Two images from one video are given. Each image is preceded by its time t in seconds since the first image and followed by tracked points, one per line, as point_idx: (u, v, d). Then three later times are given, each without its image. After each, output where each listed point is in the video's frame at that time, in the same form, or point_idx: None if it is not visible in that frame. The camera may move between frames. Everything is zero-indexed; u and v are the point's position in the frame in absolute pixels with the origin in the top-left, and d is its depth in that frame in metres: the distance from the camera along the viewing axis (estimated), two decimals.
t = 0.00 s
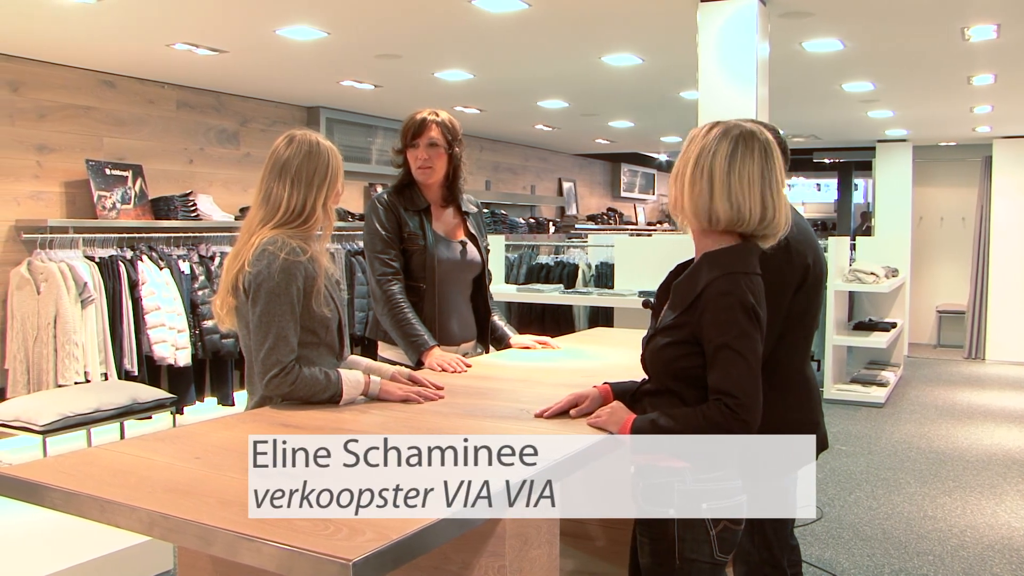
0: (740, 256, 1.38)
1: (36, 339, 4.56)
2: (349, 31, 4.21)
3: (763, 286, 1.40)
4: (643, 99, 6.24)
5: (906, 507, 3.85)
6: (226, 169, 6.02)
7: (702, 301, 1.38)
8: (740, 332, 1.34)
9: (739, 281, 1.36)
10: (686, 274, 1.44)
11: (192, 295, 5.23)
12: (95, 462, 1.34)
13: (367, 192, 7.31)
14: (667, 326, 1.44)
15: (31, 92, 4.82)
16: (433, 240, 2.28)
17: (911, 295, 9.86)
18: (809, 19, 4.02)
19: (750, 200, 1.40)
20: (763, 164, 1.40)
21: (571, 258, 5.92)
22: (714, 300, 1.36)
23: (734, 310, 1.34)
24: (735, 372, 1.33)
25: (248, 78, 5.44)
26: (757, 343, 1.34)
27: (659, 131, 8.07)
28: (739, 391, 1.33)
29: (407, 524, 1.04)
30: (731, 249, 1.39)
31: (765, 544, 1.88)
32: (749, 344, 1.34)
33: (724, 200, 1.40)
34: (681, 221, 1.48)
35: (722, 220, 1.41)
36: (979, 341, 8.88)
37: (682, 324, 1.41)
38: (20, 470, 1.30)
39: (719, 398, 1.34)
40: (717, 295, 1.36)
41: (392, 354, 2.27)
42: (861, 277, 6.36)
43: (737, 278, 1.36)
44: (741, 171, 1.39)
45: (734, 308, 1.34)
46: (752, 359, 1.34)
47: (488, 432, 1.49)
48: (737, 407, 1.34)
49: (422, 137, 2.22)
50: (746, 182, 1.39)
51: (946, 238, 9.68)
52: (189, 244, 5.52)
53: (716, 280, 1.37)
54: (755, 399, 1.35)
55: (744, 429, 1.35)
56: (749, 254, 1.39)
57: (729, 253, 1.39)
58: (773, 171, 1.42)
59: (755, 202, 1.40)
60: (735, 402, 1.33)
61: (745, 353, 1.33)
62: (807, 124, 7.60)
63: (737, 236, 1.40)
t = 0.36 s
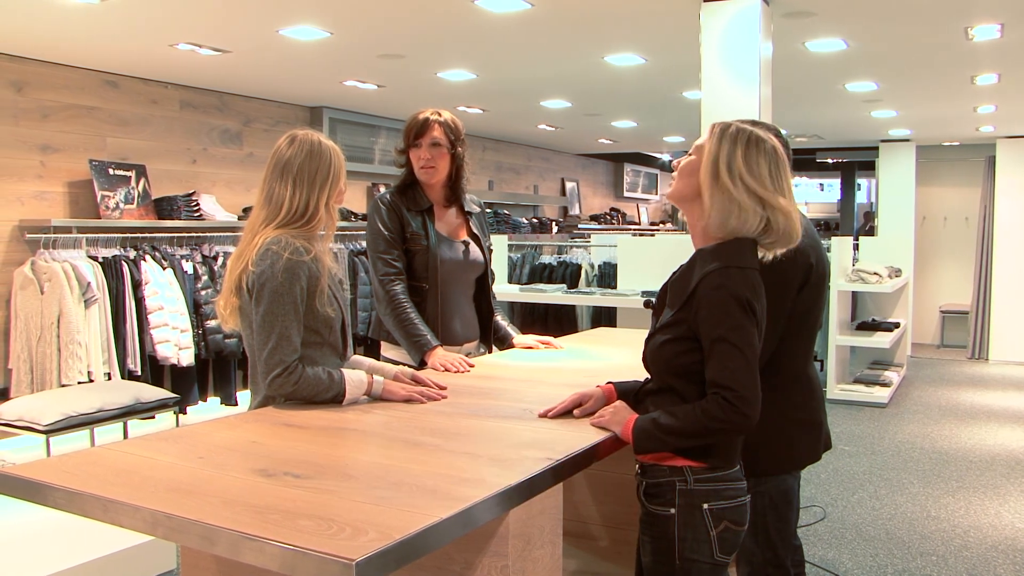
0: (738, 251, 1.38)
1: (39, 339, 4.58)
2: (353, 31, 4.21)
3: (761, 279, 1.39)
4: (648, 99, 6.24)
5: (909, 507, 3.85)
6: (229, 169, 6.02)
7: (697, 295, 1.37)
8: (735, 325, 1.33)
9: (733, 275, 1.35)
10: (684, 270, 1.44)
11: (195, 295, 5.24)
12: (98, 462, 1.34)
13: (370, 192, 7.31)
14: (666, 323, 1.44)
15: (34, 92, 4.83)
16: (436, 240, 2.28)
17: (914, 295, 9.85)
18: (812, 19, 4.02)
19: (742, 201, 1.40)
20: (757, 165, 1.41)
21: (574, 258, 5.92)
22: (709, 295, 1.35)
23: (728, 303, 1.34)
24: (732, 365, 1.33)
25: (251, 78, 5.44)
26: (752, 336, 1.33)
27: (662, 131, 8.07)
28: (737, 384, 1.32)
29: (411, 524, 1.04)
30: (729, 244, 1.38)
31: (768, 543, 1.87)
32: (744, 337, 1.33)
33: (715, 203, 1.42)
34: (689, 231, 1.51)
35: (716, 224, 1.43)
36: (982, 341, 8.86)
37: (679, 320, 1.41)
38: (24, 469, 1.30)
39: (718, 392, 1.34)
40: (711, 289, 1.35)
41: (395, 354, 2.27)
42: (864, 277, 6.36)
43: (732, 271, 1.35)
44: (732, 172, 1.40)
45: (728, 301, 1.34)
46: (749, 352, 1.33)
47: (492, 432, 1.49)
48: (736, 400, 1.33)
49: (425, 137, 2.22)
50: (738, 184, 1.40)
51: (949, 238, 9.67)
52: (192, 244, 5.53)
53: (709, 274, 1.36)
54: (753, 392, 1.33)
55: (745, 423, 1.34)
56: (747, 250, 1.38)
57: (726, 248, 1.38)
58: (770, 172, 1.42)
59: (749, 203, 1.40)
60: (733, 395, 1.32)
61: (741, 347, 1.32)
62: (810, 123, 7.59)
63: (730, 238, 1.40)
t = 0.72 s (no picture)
0: (737, 248, 1.38)
1: (42, 338, 4.59)
2: (355, 31, 4.21)
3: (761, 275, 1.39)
4: (650, 99, 6.24)
5: (912, 507, 3.84)
6: (232, 169, 6.03)
7: (697, 294, 1.37)
8: (735, 321, 1.33)
9: (732, 271, 1.35)
10: (681, 269, 1.44)
11: (198, 295, 5.24)
12: (101, 462, 1.34)
13: (373, 192, 7.31)
14: (665, 323, 1.44)
15: (37, 92, 4.83)
16: (438, 240, 2.28)
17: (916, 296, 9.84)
18: (814, 19, 4.02)
19: (723, 197, 1.40)
20: (736, 159, 1.40)
21: (577, 258, 5.91)
22: (708, 292, 1.35)
23: (727, 301, 1.34)
24: (734, 362, 1.33)
25: (254, 79, 5.44)
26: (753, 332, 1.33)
27: (664, 131, 8.07)
28: (741, 380, 1.33)
29: (413, 524, 1.04)
30: (725, 241, 1.38)
31: (771, 544, 1.85)
32: (747, 334, 1.33)
33: (696, 202, 1.43)
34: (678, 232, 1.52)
35: (700, 221, 1.43)
36: (985, 341, 8.84)
37: (678, 319, 1.41)
38: (26, 468, 1.30)
39: (721, 389, 1.34)
40: (709, 287, 1.35)
41: (397, 354, 2.27)
42: (867, 277, 6.35)
43: (729, 269, 1.35)
44: (711, 168, 1.40)
45: (729, 299, 1.34)
46: (750, 348, 1.33)
47: (494, 432, 1.49)
48: (740, 396, 1.33)
49: (428, 137, 2.22)
50: (717, 180, 1.40)
51: (952, 238, 9.65)
52: (194, 244, 5.53)
53: (709, 272, 1.36)
54: (756, 388, 1.34)
55: (749, 419, 1.34)
56: (745, 247, 1.38)
57: (723, 245, 1.38)
58: (750, 164, 1.41)
59: (729, 198, 1.40)
60: (736, 391, 1.33)
61: (743, 342, 1.33)
62: (813, 123, 7.59)
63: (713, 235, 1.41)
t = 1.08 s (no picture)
0: (735, 247, 1.37)
1: (45, 338, 4.59)
2: (358, 31, 4.21)
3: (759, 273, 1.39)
4: (653, 99, 6.23)
5: (915, 508, 3.84)
6: (234, 169, 6.03)
7: (694, 294, 1.37)
8: (733, 320, 1.33)
9: (728, 270, 1.35)
10: (680, 269, 1.44)
11: (200, 295, 5.24)
12: (104, 461, 1.34)
13: (375, 192, 7.31)
14: (666, 323, 1.44)
15: (40, 92, 4.84)
16: (441, 240, 2.28)
17: (919, 296, 9.82)
18: (819, 19, 4.02)
19: (718, 196, 1.40)
20: (729, 157, 1.41)
21: (579, 258, 5.91)
22: (706, 292, 1.35)
23: (724, 299, 1.33)
24: (733, 361, 1.32)
25: (257, 79, 5.44)
26: (751, 331, 1.33)
27: (667, 131, 8.06)
28: (741, 379, 1.32)
29: (416, 524, 1.04)
30: (722, 240, 1.38)
31: (773, 544, 1.84)
32: (746, 333, 1.33)
33: (691, 201, 1.43)
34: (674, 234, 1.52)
35: (696, 221, 1.43)
36: (988, 341, 8.82)
37: (677, 319, 1.41)
38: (29, 467, 1.30)
39: (722, 388, 1.34)
40: (706, 287, 1.35)
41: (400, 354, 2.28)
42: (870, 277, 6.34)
43: (726, 268, 1.35)
44: (705, 168, 1.41)
45: (727, 297, 1.33)
46: (749, 348, 1.33)
47: (497, 432, 1.49)
48: (741, 395, 1.33)
49: (430, 136, 2.22)
50: (710, 179, 1.41)
51: (954, 238, 9.64)
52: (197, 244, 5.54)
53: (707, 272, 1.36)
54: (757, 386, 1.33)
55: (750, 418, 1.34)
56: (744, 246, 1.38)
57: (720, 244, 1.38)
58: (744, 161, 1.41)
59: (724, 196, 1.40)
60: (735, 391, 1.33)
61: (742, 342, 1.32)
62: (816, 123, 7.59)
63: (710, 234, 1.41)
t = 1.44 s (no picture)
0: (737, 241, 1.37)
1: (47, 338, 4.60)
2: (359, 31, 4.22)
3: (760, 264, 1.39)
4: (655, 99, 6.23)
5: (917, 508, 3.83)
6: (236, 169, 6.03)
7: (695, 286, 1.37)
8: (735, 310, 1.33)
9: (729, 261, 1.35)
10: (682, 264, 1.44)
11: (202, 295, 5.24)
12: (107, 461, 1.34)
13: (377, 192, 7.31)
14: (668, 317, 1.44)
15: (42, 92, 4.84)
16: (442, 240, 2.28)
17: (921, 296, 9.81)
18: (821, 18, 4.01)
19: (719, 193, 1.41)
20: (730, 152, 1.41)
21: (581, 258, 5.92)
22: (707, 283, 1.35)
23: (725, 290, 1.34)
24: (736, 350, 1.33)
25: (258, 79, 5.44)
26: (754, 320, 1.33)
27: (669, 131, 8.06)
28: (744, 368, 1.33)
29: (418, 524, 1.04)
30: (723, 234, 1.39)
31: (775, 544, 1.88)
32: (748, 321, 1.33)
33: (693, 198, 1.44)
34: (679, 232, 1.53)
35: (699, 218, 1.44)
36: (990, 341, 8.80)
37: (678, 312, 1.41)
38: (31, 466, 1.31)
39: (727, 377, 1.34)
40: (707, 278, 1.35)
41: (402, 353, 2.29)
42: (871, 277, 6.34)
43: (724, 259, 1.35)
44: (705, 164, 1.42)
45: (728, 287, 1.34)
46: (752, 336, 1.33)
47: (499, 432, 1.49)
48: (745, 382, 1.33)
49: (432, 135, 2.22)
50: (711, 175, 1.41)
51: (956, 238, 9.63)
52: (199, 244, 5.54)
53: (707, 264, 1.36)
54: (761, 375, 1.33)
55: (754, 406, 1.34)
56: (746, 240, 1.38)
57: (721, 238, 1.38)
58: (745, 157, 1.41)
59: (725, 193, 1.41)
60: (739, 379, 1.33)
61: (744, 331, 1.33)
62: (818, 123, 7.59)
63: (711, 229, 1.41)
